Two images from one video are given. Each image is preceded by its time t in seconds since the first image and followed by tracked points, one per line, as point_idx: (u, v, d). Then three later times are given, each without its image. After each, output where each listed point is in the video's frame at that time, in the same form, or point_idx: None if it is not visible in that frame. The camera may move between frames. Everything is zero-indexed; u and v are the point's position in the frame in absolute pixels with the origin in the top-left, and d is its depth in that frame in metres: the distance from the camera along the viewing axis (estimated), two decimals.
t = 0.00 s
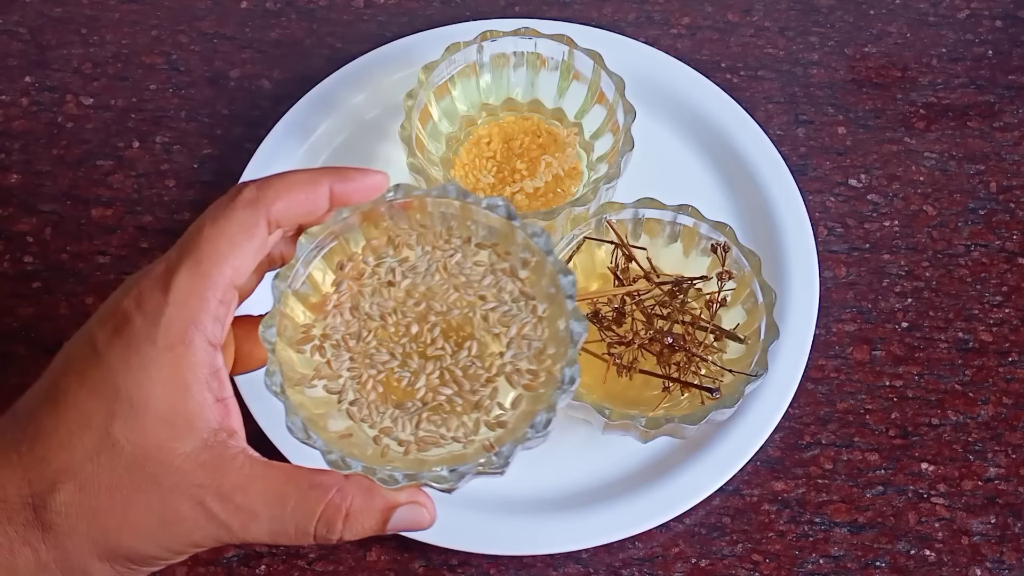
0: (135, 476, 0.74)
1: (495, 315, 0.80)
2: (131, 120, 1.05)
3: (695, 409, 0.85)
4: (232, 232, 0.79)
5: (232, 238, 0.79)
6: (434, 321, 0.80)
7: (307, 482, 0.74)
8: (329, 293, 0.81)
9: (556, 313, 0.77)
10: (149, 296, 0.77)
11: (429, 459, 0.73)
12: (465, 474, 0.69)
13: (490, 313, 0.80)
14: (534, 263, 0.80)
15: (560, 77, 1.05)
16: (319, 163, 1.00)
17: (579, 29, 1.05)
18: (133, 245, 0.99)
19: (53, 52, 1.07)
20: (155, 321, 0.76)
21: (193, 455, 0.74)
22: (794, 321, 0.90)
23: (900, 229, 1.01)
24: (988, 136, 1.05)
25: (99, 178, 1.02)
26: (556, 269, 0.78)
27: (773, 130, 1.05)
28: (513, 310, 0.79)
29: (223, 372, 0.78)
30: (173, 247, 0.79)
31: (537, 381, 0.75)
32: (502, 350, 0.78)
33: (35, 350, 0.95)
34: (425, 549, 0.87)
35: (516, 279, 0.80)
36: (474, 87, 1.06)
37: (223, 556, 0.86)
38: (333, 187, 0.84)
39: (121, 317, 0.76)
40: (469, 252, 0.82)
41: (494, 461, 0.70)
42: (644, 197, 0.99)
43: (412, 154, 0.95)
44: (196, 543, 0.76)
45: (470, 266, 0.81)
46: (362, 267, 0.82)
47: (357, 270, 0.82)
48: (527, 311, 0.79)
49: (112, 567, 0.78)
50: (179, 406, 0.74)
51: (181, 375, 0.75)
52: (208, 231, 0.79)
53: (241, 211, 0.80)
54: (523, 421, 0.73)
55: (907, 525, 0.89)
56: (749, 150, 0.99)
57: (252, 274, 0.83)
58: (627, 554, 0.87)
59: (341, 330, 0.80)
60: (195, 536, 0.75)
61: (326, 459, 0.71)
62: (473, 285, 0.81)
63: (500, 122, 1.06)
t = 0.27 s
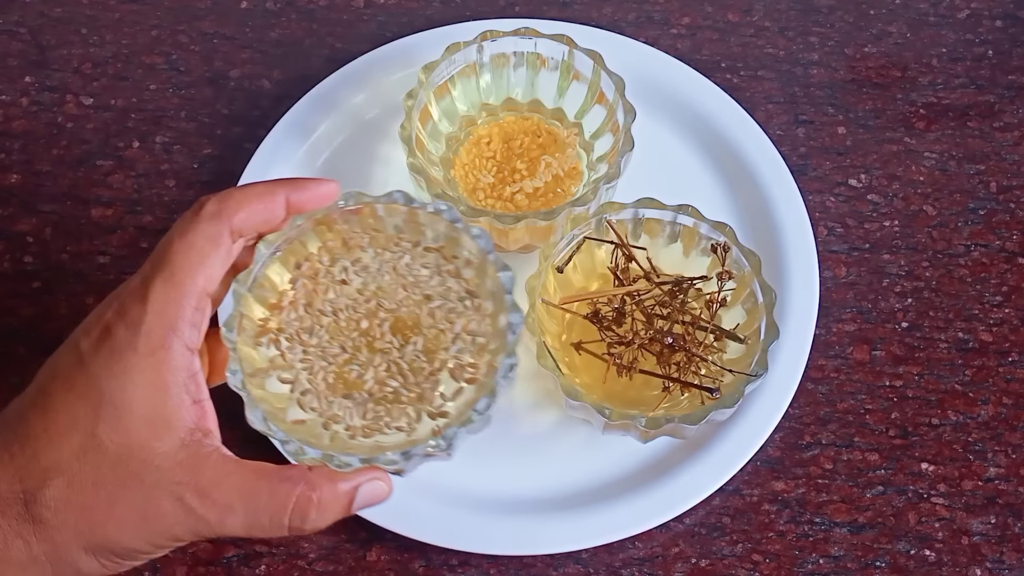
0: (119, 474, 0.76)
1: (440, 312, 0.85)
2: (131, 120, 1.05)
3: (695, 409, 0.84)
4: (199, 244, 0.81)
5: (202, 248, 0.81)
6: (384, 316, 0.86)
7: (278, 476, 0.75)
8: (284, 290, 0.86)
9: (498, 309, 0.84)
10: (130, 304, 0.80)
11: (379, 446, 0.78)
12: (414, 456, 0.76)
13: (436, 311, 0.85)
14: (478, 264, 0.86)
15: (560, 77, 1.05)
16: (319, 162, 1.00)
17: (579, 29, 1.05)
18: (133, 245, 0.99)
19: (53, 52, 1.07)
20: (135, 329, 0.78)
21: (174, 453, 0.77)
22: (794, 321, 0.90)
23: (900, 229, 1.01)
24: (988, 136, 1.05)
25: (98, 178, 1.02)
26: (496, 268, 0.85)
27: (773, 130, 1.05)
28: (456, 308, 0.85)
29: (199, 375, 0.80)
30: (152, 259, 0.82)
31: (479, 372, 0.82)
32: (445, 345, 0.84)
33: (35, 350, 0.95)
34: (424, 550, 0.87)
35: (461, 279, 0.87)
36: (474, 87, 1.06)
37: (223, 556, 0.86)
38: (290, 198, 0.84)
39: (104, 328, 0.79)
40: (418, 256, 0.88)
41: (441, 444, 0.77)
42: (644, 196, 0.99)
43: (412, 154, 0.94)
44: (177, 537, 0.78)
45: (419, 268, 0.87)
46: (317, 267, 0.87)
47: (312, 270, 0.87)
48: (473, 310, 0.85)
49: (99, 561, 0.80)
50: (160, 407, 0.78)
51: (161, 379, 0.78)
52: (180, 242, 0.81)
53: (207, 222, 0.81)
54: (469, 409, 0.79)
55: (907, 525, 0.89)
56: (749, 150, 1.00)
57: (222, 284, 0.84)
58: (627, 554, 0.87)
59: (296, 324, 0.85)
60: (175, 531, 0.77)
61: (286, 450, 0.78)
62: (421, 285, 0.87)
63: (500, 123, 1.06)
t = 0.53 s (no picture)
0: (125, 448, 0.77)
1: (427, 301, 0.92)
2: (131, 120, 1.05)
3: (695, 409, 0.84)
4: (195, 237, 0.83)
5: (201, 238, 0.83)
6: (373, 307, 0.93)
7: (272, 447, 0.76)
8: (279, 284, 0.93)
9: (474, 298, 0.91)
10: (132, 290, 0.81)
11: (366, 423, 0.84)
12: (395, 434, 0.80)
13: (422, 301, 0.92)
14: (456, 254, 0.92)
15: (560, 77, 1.05)
16: (319, 163, 1.00)
17: (580, 29, 1.05)
18: (133, 245, 0.99)
19: (53, 52, 1.08)
20: (138, 313, 0.80)
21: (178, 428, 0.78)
22: (794, 321, 0.90)
23: (900, 229, 1.01)
24: (988, 136, 1.05)
25: (98, 179, 1.02)
26: (473, 261, 0.90)
27: (773, 130, 1.05)
28: (442, 297, 0.92)
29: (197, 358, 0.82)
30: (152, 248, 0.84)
31: (462, 356, 0.88)
32: (429, 332, 0.91)
33: (34, 350, 0.95)
34: (424, 549, 0.87)
35: (444, 271, 0.93)
36: (474, 87, 1.06)
37: (223, 556, 0.86)
38: (277, 192, 0.87)
39: (107, 313, 0.80)
40: (404, 249, 0.95)
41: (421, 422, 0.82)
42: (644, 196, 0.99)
43: (412, 154, 0.94)
44: (181, 507, 0.78)
45: (406, 261, 0.94)
46: (310, 262, 0.94)
47: (305, 265, 0.94)
48: (453, 299, 0.92)
49: (106, 532, 0.80)
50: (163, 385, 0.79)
51: (164, 359, 0.79)
52: (178, 233, 0.83)
53: (201, 217, 0.84)
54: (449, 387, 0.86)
55: (907, 525, 0.89)
56: (749, 150, 1.00)
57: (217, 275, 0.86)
58: (627, 554, 0.87)
59: (291, 315, 0.92)
60: (178, 502, 0.78)
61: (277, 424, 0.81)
62: (407, 279, 0.94)
63: (500, 122, 1.05)
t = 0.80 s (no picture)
0: (145, 437, 0.77)
1: (425, 301, 0.93)
2: (131, 120, 1.05)
3: (694, 409, 0.84)
4: (208, 237, 0.83)
5: (216, 236, 0.83)
6: (375, 306, 0.93)
7: (284, 434, 0.77)
8: (285, 282, 0.93)
9: (477, 294, 0.91)
10: (149, 285, 0.81)
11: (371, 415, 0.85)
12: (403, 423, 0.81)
13: (421, 300, 0.93)
14: (459, 252, 0.93)
15: (560, 77, 1.05)
16: (319, 163, 1.00)
17: (580, 29, 1.05)
18: (133, 245, 0.99)
19: (53, 52, 1.08)
20: (154, 307, 0.80)
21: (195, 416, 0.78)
22: (794, 322, 0.90)
23: (900, 229, 1.01)
24: (988, 136, 1.05)
25: (98, 179, 1.02)
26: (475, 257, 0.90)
27: (773, 130, 1.05)
28: (441, 296, 0.93)
29: (211, 353, 0.82)
30: (167, 245, 0.84)
31: (464, 353, 0.89)
32: (429, 329, 0.91)
33: (34, 350, 0.94)
34: (424, 549, 0.87)
35: (446, 271, 0.94)
36: (474, 87, 1.06)
37: (223, 556, 0.86)
38: (287, 196, 0.87)
39: (124, 308, 0.80)
40: (404, 250, 0.95)
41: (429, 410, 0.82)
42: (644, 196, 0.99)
43: (412, 154, 0.94)
44: (201, 493, 0.79)
45: (407, 262, 0.95)
46: (316, 262, 0.94)
47: (311, 264, 0.94)
48: (453, 298, 0.93)
49: (128, 518, 0.80)
50: (181, 375, 0.79)
51: (180, 351, 0.79)
52: (193, 231, 0.83)
53: (214, 219, 0.83)
54: (453, 379, 0.86)
55: (907, 525, 0.89)
56: (749, 150, 1.00)
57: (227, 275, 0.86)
58: (627, 554, 0.87)
59: (297, 313, 0.92)
60: (198, 488, 0.78)
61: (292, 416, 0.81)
62: (407, 279, 0.94)
63: (500, 122, 1.05)
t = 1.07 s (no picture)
0: (163, 450, 0.78)
1: (433, 324, 0.92)
2: (131, 120, 1.05)
3: (695, 409, 0.84)
4: (222, 257, 0.84)
5: (230, 257, 0.84)
6: (385, 328, 0.93)
7: (298, 447, 0.77)
8: (298, 307, 0.93)
9: (484, 318, 0.92)
10: (164, 303, 0.82)
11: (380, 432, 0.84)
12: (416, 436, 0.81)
13: (429, 323, 0.92)
14: (466, 274, 0.93)
15: (560, 78, 1.05)
16: (319, 163, 1.00)
17: (579, 29, 1.05)
18: (133, 245, 0.99)
19: (53, 52, 1.08)
20: (171, 325, 0.81)
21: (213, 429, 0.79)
22: (794, 323, 0.90)
23: (900, 229, 1.01)
24: (988, 136, 1.05)
25: (98, 179, 1.02)
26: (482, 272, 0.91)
27: (773, 130, 1.05)
28: (449, 318, 0.93)
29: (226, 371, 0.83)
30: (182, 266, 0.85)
31: (471, 372, 0.89)
32: (438, 351, 0.91)
33: (34, 350, 0.94)
34: (424, 550, 0.87)
35: (453, 293, 0.94)
36: (474, 87, 1.06)
37: (223, 556, 0.86)
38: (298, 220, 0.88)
39: (140, 326, 0.81)
40: (414, 272, 0.95)
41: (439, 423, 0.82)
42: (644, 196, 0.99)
43: (412, 154, 0.95)
44: (219, 507, 0.79)
45: (417, 285, 0.95)
46: (328, 287, 0.94)
47: (324, 290, 0.94)
48: (460, 321, 0.93)
49: (147, 534, 0.80)
50: (198, 390, 0.80)
51: (197, 368, 0.80)
52: (208, 251, 0.84)
53: (228, 241, 0.84)
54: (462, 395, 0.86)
55: (907, 525, 0.89)
56: (749, 150, 1.00)
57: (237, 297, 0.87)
58: (627, 554, 0.87)
59: (309, 337, 0.92)
60: (216, 501, 0.78)
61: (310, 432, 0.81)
62: (417, 301, 0.94)
63: (500, 122, 1.05)
